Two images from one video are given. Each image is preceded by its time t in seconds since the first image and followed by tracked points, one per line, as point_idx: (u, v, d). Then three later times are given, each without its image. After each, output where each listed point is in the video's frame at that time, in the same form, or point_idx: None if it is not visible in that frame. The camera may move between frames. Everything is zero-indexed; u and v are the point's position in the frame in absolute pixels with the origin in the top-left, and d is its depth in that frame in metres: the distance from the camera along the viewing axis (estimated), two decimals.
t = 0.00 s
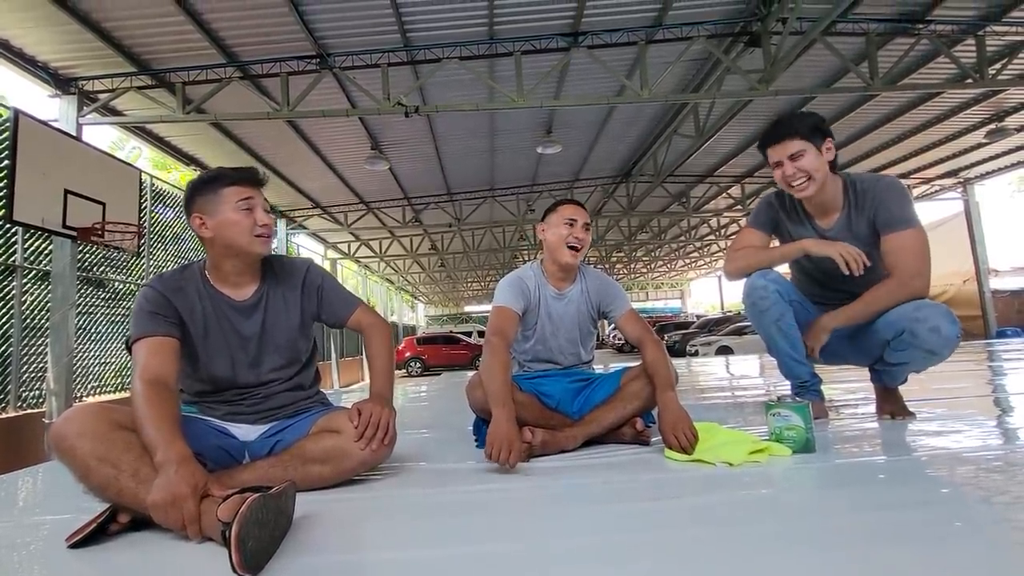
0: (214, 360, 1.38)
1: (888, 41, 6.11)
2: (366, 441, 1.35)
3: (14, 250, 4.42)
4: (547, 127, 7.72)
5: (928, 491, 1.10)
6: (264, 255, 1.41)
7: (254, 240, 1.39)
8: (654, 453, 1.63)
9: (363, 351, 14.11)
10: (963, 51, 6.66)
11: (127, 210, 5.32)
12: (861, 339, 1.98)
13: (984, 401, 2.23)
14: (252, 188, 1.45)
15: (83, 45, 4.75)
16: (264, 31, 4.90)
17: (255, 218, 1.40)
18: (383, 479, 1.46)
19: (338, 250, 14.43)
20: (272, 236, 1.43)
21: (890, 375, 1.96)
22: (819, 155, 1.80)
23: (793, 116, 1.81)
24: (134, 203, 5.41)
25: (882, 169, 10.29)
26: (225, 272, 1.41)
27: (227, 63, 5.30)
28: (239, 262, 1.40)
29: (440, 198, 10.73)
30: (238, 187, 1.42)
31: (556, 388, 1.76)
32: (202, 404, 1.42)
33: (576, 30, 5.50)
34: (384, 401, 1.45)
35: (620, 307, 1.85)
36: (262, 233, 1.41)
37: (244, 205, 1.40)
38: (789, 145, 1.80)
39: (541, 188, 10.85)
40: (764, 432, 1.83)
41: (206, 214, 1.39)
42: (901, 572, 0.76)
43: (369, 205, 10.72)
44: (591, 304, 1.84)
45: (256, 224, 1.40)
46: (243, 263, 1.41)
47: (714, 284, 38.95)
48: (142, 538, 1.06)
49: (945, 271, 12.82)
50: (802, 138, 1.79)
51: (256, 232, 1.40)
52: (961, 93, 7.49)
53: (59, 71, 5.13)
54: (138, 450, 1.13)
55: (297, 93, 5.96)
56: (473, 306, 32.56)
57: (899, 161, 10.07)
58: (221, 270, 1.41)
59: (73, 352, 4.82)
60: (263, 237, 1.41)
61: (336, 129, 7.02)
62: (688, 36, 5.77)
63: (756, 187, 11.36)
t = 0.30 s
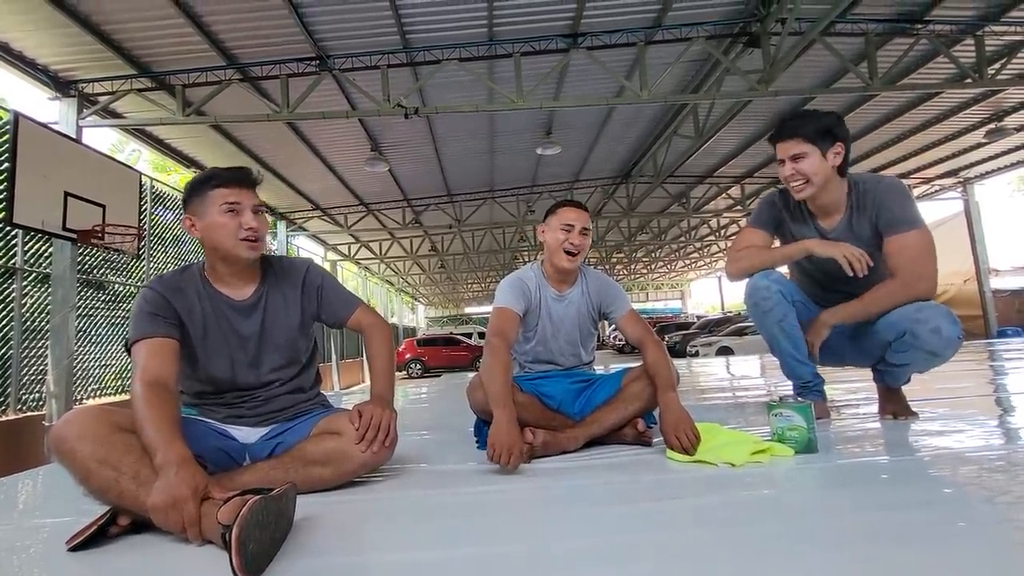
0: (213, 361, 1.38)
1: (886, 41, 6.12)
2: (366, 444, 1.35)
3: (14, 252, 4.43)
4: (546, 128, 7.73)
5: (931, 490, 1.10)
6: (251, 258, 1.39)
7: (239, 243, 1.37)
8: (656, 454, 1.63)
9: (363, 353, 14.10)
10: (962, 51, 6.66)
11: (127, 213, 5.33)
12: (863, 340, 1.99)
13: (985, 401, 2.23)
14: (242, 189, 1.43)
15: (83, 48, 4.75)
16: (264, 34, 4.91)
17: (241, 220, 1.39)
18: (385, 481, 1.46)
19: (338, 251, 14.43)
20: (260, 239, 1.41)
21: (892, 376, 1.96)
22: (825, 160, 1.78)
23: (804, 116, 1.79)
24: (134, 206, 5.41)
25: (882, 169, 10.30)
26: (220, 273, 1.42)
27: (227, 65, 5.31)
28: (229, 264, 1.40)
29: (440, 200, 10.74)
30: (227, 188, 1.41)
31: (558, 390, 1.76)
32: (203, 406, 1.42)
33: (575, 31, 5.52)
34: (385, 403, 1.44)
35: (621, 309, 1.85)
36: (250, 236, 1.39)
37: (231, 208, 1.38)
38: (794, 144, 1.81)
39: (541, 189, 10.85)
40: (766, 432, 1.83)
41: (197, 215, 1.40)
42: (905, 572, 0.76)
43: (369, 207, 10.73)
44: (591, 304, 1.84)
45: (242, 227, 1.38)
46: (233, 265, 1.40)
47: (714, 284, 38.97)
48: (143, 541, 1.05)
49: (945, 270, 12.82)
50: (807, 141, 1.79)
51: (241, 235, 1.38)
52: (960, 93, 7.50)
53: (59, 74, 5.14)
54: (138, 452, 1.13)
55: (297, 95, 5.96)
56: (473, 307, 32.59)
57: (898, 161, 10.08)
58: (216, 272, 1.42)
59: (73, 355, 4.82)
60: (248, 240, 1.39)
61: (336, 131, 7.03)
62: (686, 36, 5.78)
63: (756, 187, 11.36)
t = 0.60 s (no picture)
0: (211, 362, 1.38)
1: (886, 40, 6.12)
2: (366, 444, 1.34)
3: (14, 253, 4.42)
4: (546, 128, 7.73)
5: (934, 491, 1.10)
6: (233, 261, 1.37)
7: (220, 246, 1.36)
8: (657, 454, 1.62)
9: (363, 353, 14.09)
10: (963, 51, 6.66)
11: (127, 213, 5.32)
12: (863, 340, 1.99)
13: (987, 400, 2.23)
14: (227, 189, 1.40)
15: (82, 48, 4.75)
16: (264, 34, 4.91)
17: (223, 223, 1.37)
18: (385, 482, 1.46)
19: (338, 252, 14.44)
20: (242, 240, 1.38)
21: (893, 376, 1.96)
22: (840, 161, 1.76)
23: (822, 115, 1.77)
24: (133, 206, 5.41)
25: (882, 168, 10.30)
26: (212, 274, 1.41)
27: (227, 65, 5.31)
28: (216, 266, 1.40)
29: (440, 200, 10.74)
30: (208, 187, 1.38)
31: (558, 390, 1.75)
32: (202, 406, 1.42)
33: (576, 31, 5.52)
34: (385, 403, 1.44)
35: (621, 309, 1.84)
36: (232, 238, 1.37)
37: (213, 210, 1.37)
38: (808, 143, 1.78)
39: (540, 189, 10.86)
40: (766, 432, 1.83)
41: (183, 217, 1.39)
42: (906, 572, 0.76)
43: (369, 207, 10.73)
44: (592, 304, 1.84)
45: (222, 230, 1.37)
46: (220, 267, 1.40)
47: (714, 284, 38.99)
48: (143, 541, 1.05)
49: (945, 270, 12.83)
50: (823, 140, 1.76)
51: (223, 238, 1.36)
52: (960, 93, 7.49)
53: (59, 75, 5.14)
54: (136, 453, 1.13)
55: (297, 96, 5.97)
56: (473, 307, 32.59)
57: (899, 160, 10.07)
58: (209, 273, 1.42)
59: (73, 356, 4.82)
60: (229, 243, 1.37)
61: (336, 131, 7.03)
62: (686, 36, 5.78)
63: (756, 187, 11.36)
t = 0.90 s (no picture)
0: (209, 363, 1.38)
1: (886, 40, 6.12)
2: (366, 445, 1.34)
3: (13, 253, 4.42)
4: (546, 128, 7.73)
5: (934, 491, 1.10)
6: (228, 258, 1.37)
7: (215, 244, 1.36)
8: (657, 454, 1.63)
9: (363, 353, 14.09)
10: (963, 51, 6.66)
11: (126, 213, 5.32)
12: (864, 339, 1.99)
13: (987, 401, 2.23)
14: (220, 187, 1.40)
15: (81, 48, 4.75)
16: (265, 33, 4.91)
17: (216, 219, 1.37)
18: (384, 482, 1.46)
19: (338, 252, 14.45)
20: (236, 239, 1.38)
21: (893, 376, 1.96)
22: (848, 161, 1.76)
23: (835, 114, 1.76)
24: (133, 206, 5.41)
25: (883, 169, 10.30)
26: (209, 275, 1.41)
27: (227, 65, 5.31)
28: (211, 265, 1.39)
29: (440, 200, 10.74)
30: (203, 187, 1.39)
31: (558, 390, 1.75)
32: (201, 407, 1.42)
33: (576, 31, 5.52)
34: (384, 403, 1.44)
35: (621, 309, 1.84)
36: (227, 236, 1.37)
37: (207, 207, 1.37)
38: (818, 142, 1.77)
39: (540, 190, 10.86)
40: (767, 433, 1.83)
41: (178, 218, 1.40)
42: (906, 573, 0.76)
43: (369, 207, 10.73)
44: (591, 306, 1.84)
45: (216, 226, 1.36)
46: (215, 266, 1.39)
47: (714, 284, 38.98)
48: (142, 542, 1.05)
49: (946, 270, 12.83)
50: (834, 141, 1.75)
51: (218, 236, 1.36)
52: (960, 93, 7.50)
53: (58, 75, 5.14)
54: (135, 453, 1.12)
55: (297, 96, 5.97)
56: (473, 307, 32.61)
57: (899, 160, 10.07)
58: (205, 273, 1.42)
59: (72, 356, 4.82)
60: (223, 241, 1.36)
61: (336, 131, 7.03)
62: (686, 36, 5.78)
63: (756, 187, 11.35)
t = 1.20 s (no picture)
0: (210, 362, 1.38)
1: (886, 41, 6.12)
2: (365, 445, 1.34)
3: (13, 253, 4.42)
4: (546, 128, 7.73)
5: (935, 491, 1.10)
6: (218, 256, 1.36)
7: (203, 242, 1.35)
8: (658, 454, 1.63)
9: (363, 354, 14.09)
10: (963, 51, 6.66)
11: (126, 213, 5.32)
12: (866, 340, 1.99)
13: (987, 401, 2.23)
14: (204, 186, 1.41)
15: (82, 48, 4.75)
16: (265, 33, 4.92)
17: (201, 217, 1.37)
18: (384, 483, 1.46)
19: (338, 252, 14.45)
20: (225, 234, 1.37)
21: (894, 377, 1.96)
22: (853, 160, 1.76)
23: (841, 113, 1.75)
24: (133, 206, 5.41)
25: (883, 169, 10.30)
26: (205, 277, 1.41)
27: (227, 65, 5.32)
28: (205, 265, 1.39)
29: (440, 200, 10.75)
30: (188, 190, 1.40)
31: (558, 391, 1.75)
32: (201, 406, 1.42)
33: (576, 31, 5.52)
34: (384, 403, 1.44)
35: (612, 294, 1.86)
36: (213, 232, 1.36)
37: (192, 206, 1.38)
38: (824, 141, 1.77)
39: (541, 190, 10.86)
40: (767, 433, 1.83)
41: (168, 223, 1.41)
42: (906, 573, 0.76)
43: (369, 208, 10.73)
44: (585, 300, 1.85)
45: (202, 224, 1.36)
46: (210, 265, 1.39)
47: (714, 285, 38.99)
48: (142, 542, 1.05)
49: (947, 271, 12.82)
50: (839, 140, 1.75)
51: (205, 233, 1.36)
52: (961, 93, 7.50)
53: (58, 75, 5.14)
54: (136, 453, 1.12)
55: (297, 96, 5.98)
56: (473, 308, 32.59)
57: (899, 160, 10.07)
58: (203, 275, 1.42)
59: (72, 356, 4.82)
60: (211, 238, 1.36)
61: (336, 132, 7.03)
62: (686, 36, 5.78)
63: (756, 187, 11.35)
